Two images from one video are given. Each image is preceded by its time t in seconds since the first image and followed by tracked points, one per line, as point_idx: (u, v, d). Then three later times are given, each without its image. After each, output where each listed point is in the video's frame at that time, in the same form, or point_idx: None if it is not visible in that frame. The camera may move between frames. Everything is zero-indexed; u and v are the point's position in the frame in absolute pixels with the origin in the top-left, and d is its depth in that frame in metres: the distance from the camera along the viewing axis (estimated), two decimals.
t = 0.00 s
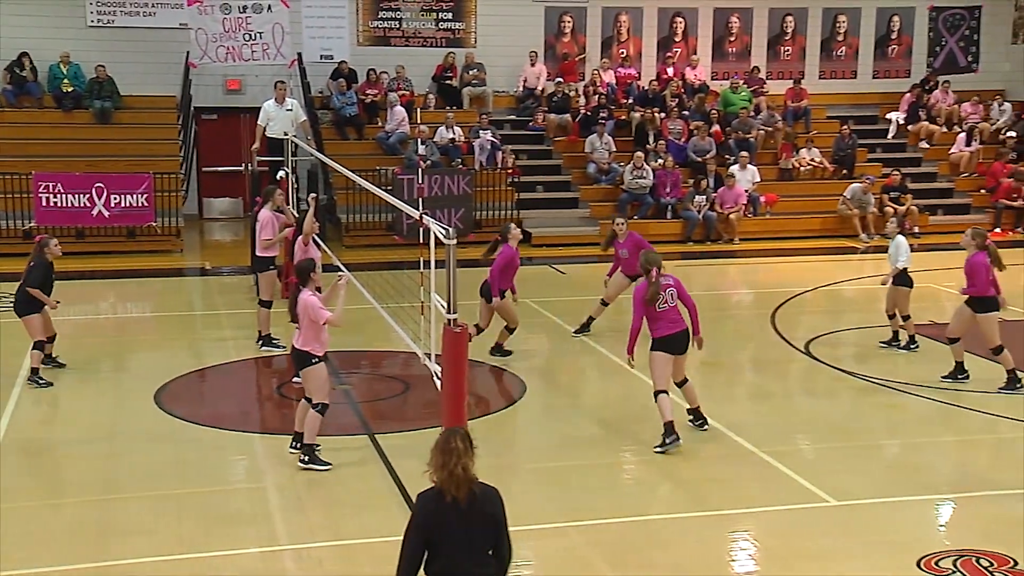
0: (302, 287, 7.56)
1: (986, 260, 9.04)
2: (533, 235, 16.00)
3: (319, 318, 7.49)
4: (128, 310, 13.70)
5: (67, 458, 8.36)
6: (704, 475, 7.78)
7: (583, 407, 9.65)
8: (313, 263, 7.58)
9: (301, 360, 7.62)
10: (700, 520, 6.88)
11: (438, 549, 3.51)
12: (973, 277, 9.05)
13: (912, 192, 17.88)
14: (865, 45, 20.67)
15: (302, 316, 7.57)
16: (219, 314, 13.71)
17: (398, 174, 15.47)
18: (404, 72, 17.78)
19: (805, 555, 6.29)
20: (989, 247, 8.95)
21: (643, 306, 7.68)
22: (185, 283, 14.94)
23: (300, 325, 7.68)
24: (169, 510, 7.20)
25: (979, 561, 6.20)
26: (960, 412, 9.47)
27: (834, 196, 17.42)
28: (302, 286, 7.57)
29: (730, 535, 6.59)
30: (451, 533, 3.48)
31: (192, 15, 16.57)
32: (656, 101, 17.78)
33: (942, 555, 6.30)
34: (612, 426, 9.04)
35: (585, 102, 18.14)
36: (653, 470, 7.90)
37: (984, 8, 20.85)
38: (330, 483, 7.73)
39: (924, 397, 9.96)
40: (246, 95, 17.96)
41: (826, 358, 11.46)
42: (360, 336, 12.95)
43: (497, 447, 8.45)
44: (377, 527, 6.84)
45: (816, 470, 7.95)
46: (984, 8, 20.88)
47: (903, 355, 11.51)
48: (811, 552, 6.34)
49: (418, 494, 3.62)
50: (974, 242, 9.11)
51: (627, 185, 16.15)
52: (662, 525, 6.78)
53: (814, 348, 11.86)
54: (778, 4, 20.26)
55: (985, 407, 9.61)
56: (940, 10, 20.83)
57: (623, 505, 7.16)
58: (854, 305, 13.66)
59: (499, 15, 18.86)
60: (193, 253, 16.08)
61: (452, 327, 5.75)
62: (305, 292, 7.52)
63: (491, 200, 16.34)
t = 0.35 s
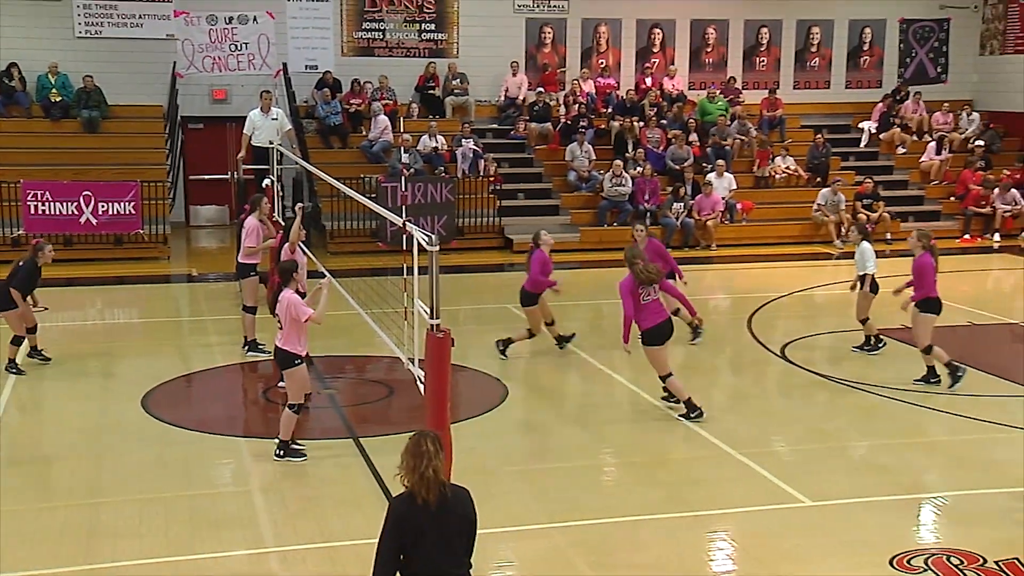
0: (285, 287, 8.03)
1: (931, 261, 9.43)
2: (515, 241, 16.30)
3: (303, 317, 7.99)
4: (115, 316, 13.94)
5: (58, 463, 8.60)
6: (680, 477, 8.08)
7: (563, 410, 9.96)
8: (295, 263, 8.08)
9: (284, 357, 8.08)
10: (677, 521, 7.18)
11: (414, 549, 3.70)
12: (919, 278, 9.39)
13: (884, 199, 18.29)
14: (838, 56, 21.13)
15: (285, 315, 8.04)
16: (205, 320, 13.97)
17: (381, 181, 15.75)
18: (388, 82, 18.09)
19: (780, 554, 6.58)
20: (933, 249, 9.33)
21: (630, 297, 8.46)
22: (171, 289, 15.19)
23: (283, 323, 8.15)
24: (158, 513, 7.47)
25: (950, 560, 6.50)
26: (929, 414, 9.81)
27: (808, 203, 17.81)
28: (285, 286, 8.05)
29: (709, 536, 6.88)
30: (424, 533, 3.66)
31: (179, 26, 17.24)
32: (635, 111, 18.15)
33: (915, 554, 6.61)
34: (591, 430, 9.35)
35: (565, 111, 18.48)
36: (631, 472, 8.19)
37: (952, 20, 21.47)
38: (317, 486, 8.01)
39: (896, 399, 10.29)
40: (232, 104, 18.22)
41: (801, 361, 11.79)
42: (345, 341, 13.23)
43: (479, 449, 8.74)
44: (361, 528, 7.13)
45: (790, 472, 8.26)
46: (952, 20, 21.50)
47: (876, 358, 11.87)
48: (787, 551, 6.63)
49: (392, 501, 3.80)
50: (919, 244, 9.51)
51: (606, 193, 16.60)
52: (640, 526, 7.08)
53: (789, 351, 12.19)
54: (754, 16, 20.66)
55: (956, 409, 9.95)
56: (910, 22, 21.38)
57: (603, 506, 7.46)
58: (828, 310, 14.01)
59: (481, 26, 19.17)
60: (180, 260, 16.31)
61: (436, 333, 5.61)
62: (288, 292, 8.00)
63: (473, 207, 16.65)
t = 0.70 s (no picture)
0: (286, 294, 8.67)
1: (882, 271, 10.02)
2: (511, 251, 16.90)
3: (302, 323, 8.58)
4: (125, 324, 14.53)
5: (79, 467, 9.16)
6: (669, 480, 8.62)
7: (557, 415, 10.54)
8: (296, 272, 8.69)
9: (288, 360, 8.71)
10: (668, 522, 7.69)
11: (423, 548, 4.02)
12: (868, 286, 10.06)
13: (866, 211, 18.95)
14: (821, 73, 21.81)
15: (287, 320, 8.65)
16: (214, 328, 14.56)
17: (382, 195, 16.35)
18: (388, 98, 18.71)
19: (766, 552, 7.07)
20: (881, 261, 9.95)
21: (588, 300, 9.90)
22: (179, 298, 15.80)
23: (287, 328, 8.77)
24: (170, 515, 7.99)
25: (929, 558, 6.97)
26: (907, 418, 10.37)
27: (792, 214, 18.46)
28: (287, 293, 8.66)
29: (699, 536, 7.38)
30: (433, 533, 3.99)
31: (188, 44, 18.26)
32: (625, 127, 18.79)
33: (896, 552, 7.08)
34: (585, 434, 9.92)
35: (559, 126, 19.09)
36: (624, 476, 8.72)
37: (929, 40, 22.20)
38: (322, 489, 8.56)
39: (877, 404, 10.86)
40: (239, 120, 18.85)
41: (787, 367, 12.38)
42: (348, 348, 13.84)
43: (479, 453, 9.30)
44: (360, 530, 7.66)
45: (774, 474, 8.79)
46: (929, 40, 22.22)
47: (858, 364, 12.47)
48: (772, 549, 7.12)
49: (399, 502, 4.10)
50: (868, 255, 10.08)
51: (598, 205, 17.15)
52: (631, 525, 7.62)
53: (776, 357, 12.79)
54: (741, 35, 21.31)
55: (934, 413, 10.51)
56: (890, 41, 22.08)
57: (596, 506, 8.00)
58: (812, 317, 14.63)
59: (478, 42, 19.78)
60: (187, 270, 16.92)
61: (433, 340, 6.67)
62: (289, 300, 8.60)
63: (470, 219, 17.23)
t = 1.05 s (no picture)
0: (292, 297, 9.25)
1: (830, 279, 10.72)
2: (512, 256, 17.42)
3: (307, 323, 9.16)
4: (139, 326, 15.14)
5: (104, 464, 9.72)
6: (663, 477, 9.13)
7: (557, 415, 11.10)
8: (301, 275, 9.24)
9: (292, 359, 9.26)
10: (664, 518, 8.15)
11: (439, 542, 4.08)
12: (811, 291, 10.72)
13: (855, 217, 19.59)
14: (811, 84, 22.42)
15: (291, 321, 9.20)
16: (226, 330, 15.16)
17: (387, 201, 17.02)
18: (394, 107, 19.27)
19: (755, 545, 7.52)
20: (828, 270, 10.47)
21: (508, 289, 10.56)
22: (191, 300, 16.41)
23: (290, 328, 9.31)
24: (191, 510, 8.54)
25: (915, 552, 7.36)
26: (892, 417, 10.90)
27: (781, 220, 19.09)
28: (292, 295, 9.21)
29: (694, 531, 7.81)
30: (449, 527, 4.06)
31: (200, 56, 18.85)
32: (621, 135, 19.40)
33: (884, 546, 7.47)
34: (583, 433, 10.47)
35: (559, 134, 19.69)
36: (621, 475, 9.22)
37: (915, 52, 22.89)
38: (333, 486, 9.10)
39: (865, 403, 11.42)
40: (248, 128, 19.48)
41: (778, 368, 13.00)
42: (355, 350, 14.40)
43: (483, 451, 9.86)
44: (369, 525, 8.20)
45: (764, 471, 9.32)
46: (915, 52, 22.92)
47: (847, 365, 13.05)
48: (762, 542, 7.57)
49: (415, 497, 4.18)
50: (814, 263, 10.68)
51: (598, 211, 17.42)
52: (626, 517, 8.16)
53: (769, 358, 13.40)
54: (734, 47, 21.92)
55: (919, 413, 11.06)
56: (877, 54, 22.71)
57: (593, 500, 8.55)
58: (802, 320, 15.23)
59: (480, 53, 20.37)
60: (199, 273, 17.54)
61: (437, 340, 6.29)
62: (294, 302, 9.15)
63: (474, 224, 17.83)
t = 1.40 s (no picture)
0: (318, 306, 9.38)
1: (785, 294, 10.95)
2: (529, 258, 18.13)
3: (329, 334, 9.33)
4: (172, 325, 15.85)
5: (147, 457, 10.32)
6: (675, 475, 9.59)
7: (574, 414, 11.65)
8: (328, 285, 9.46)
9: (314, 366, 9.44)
10: (677, 513, 8.56)
11: (462, 535, 4.43)
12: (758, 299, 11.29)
13: (862, 222, 20.13)
14: (820, 93, 23.01)
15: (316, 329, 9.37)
16: (255, 330, 15.84)
17: (410, 206, 17.62)
18: (416, 116, 20.04)
19: (764, 538, 7.92)
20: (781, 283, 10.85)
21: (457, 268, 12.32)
22: (221, 301, 17.11)
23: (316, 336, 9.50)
24: (225, 501, 9.08)
25: (920, 546, 7.71)
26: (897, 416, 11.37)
27: (791, 224, 19.68)
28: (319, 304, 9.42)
29: (706, 526, 8.19)
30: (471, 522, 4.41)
31: (232, 67, 19.64)
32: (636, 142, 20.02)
33: (890, 541, 7.82)
34: (599, 431, 11.00)
35: (576, 141, 20.36)
36: (636, 472, 9.68)
37: (921, 62, 23.45)
38: (361, 479, 9.64)
39: (870, 402, 11.90)
40: (276, 136, 20.23)
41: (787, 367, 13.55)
42: (379, 351, 15.10)
43: (504, 448, 10.40)
44: (393, 516, 8.70)
45: (772, 467, 9.79)
46: (921, 62, 23.47)
47: (854, 365, 13.57)
48: (770, 536, 7.96)
49: (439, 494, 4.52)
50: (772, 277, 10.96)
51: (612, 215, 18.32)
52: (638, 509, 8.63)
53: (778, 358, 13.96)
54: (746, 57, 22.51)
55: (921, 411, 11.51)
56: (884, 63, 23.28)
57: (607, 493, 9.04)
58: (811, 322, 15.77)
59: (500, 61, 21.01)
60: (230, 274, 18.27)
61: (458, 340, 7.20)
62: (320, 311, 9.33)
63: (493, 228, 18.38)
